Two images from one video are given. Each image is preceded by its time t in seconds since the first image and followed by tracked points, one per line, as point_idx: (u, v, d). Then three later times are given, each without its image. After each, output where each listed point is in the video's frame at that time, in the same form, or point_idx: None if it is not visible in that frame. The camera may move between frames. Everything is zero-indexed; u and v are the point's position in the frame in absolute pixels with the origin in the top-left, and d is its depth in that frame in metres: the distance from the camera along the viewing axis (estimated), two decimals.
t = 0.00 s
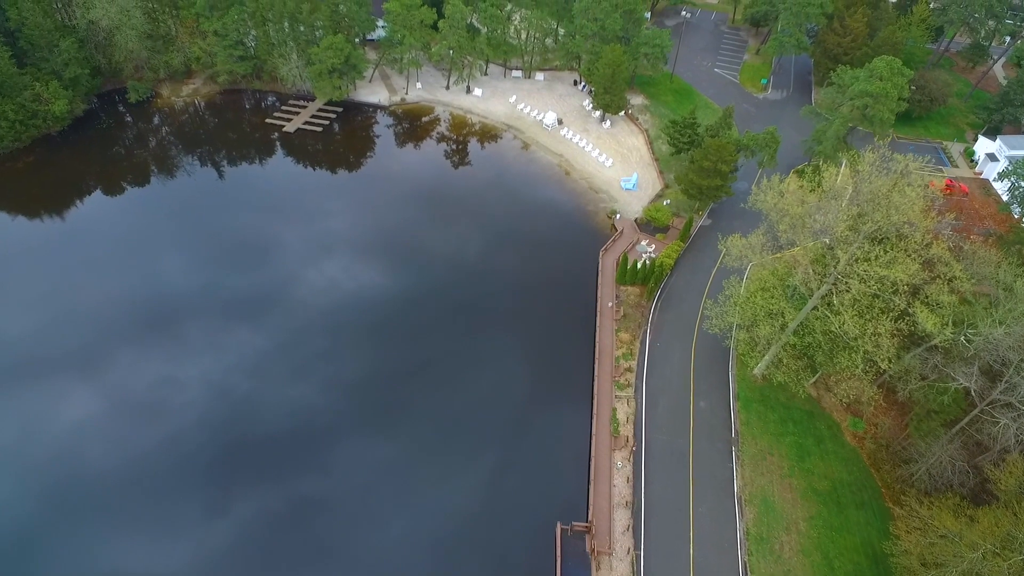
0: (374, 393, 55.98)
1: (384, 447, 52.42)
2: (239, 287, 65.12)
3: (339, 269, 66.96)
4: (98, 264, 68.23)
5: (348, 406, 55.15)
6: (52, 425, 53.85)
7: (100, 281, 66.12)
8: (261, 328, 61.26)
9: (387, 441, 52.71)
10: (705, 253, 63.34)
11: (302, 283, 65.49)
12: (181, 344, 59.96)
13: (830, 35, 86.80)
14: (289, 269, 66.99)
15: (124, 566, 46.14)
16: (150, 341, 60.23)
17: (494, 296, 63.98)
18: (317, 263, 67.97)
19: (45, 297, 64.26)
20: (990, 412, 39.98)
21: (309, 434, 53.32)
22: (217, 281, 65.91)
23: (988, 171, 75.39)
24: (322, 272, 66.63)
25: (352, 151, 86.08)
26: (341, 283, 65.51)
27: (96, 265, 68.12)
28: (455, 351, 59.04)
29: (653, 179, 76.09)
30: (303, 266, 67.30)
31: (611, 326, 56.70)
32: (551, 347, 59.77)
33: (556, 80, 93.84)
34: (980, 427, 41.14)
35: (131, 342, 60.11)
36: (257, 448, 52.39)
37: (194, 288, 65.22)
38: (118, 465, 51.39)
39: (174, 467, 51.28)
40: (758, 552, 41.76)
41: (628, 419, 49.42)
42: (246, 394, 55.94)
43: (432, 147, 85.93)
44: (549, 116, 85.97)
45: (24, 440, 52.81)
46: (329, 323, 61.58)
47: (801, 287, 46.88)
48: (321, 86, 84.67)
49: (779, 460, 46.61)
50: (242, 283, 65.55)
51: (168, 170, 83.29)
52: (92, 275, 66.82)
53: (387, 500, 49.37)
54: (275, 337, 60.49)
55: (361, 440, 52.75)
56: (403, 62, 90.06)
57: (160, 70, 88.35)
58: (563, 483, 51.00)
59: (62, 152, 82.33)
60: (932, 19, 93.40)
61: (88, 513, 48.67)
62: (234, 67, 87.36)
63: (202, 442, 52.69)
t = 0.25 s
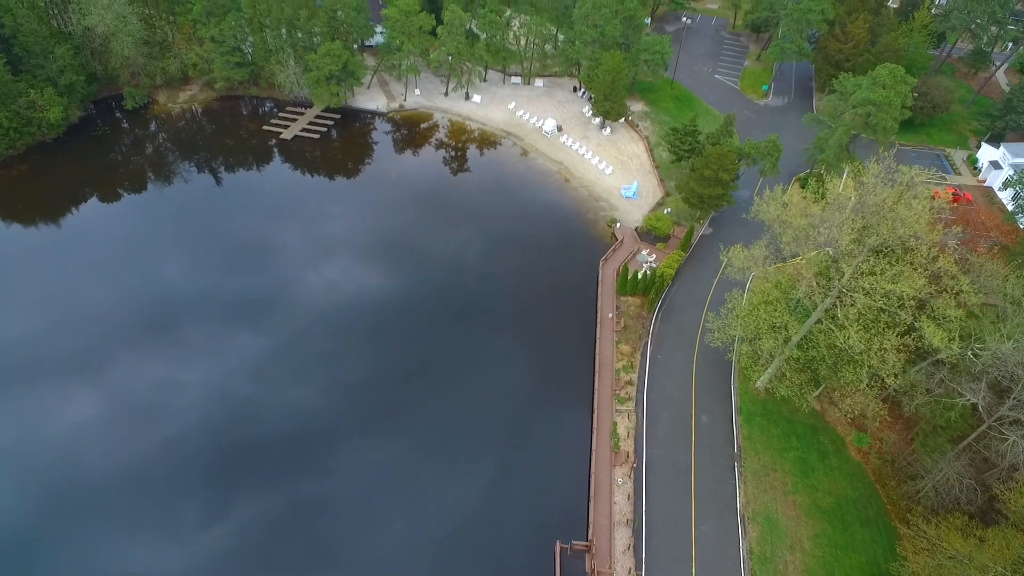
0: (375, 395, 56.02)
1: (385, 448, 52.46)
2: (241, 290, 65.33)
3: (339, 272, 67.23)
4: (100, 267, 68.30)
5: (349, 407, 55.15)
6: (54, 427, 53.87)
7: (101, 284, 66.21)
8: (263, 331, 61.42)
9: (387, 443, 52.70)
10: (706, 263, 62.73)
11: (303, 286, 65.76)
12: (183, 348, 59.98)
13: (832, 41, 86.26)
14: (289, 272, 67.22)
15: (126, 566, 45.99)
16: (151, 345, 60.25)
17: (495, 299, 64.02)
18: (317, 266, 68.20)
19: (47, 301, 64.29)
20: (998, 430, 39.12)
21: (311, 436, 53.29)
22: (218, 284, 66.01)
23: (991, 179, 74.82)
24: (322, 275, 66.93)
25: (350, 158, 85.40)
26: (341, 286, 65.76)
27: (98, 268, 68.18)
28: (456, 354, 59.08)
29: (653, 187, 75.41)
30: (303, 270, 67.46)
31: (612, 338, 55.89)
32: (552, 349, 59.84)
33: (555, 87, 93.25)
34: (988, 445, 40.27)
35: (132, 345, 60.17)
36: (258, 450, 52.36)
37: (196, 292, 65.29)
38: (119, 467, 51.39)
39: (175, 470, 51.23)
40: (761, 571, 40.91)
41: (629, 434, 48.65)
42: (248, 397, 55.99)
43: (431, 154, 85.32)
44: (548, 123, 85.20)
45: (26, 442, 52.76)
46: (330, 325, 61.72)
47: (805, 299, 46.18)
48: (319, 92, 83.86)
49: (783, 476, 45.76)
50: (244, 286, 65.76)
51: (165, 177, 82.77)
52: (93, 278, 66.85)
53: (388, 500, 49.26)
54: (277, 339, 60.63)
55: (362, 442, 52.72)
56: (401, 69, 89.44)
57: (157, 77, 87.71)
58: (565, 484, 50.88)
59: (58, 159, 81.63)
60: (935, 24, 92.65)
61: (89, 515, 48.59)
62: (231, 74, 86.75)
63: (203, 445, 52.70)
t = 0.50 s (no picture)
0: (375, 400, 55.80)
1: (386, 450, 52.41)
2: (242, 294, 65.25)
3: (340, 276, 67.19)
4: (101, 272, 68.30)
5: (349, 412, 54.97)
6: (54, 431, 53.70)
7: (102, 288, 66.19)
8: (263, 335, 61.31)
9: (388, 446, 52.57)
10: (708, 275, 61.90)
11: (303, 290, 65.62)
12: (183, 352, 59.79)
13: (833, 49, 85.58)
14: (290, 276, 67.26)
15: (126, 569, 45.95)
16: (151, 348, 60.10)
17: (497, 303, 63.76)
18: (316, 270, 68.07)
19: (47, 305, 64.22)
20: (1008, 452, 38.03)
21: (312, 440, 53.09)
22: (218, 289, 65.96)
23: (995, 189, 74.03)
24: (323, 279, 66.82)
25: (348, 166, 84.65)
26: (342, 290, 65.64)
27: (98, 272, 68.17)
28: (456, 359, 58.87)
29: (654, 197, 74.47)
30: (303, 274, 67.34)
31: (612, 352, 54.91)
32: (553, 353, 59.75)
33: (555, 95, 92.51)
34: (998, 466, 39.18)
35: (133, 349, 60.04)
36: (258, 454, 52.13)
37: (196, 296, 65.19)
38: (119, 471, 51.18)
39: (175, 475, 50.94)
40: None
41: (630, 452, 47.71)
42: (248, 400, 55.82)
43: (430, 162, 84.55)
44: (548, 132, 84.34)
45: (25, 447, 52.56)
46: (331, 330, 61.58)
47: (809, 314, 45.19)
48: (317, 101, 82.98)
49: (787, 496, 44.74)
50: (244, 290, 65.70)
51: (161, 186, 82.10)
52: (94, 283, 66.83)
53: (388, 504, 49.05)
54: (277, 343, 60.46)
55: (362, 446, 52.46)
56: (400, 77, 88.70)
57: (153, 85, 87.01)
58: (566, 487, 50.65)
59: (53, 168, 80.94)
60: (937, 32, 92.02)
61: (90, 518, 48.43)
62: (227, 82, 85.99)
63: (202, 449, 52.44)
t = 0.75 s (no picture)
0: (376, 403, 55.42)
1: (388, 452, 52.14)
2: (242, 296, 65.00)
3: (341, 279, 66.80)
4: (101, 275, 68.13)
5: (350, 416, 54.55)
6: (54, 434, 53.50)
7: (103, 291, 66.02)
8: (263, 338, 60.96)
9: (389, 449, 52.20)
10: (709, 286, 61.09)
11: (304, 293, 65.28)
12: (183, 355, 59.52)
13: (835, 57, 84.94)
14: (290, 279, 66.94)
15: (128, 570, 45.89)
16: (151, 352, 59.84)
17: (498, 305, 63.26)
18: (317, 273, 67.82)
19: (48, 309, 64.06)
20: (1019, 472, 37.04)
21: (311, 444, 52.66)
22: (218, 292, 65.69)
23: (1000, 198, 73.21)
24: (324, 282, 66.50)
25: (346, 174, 83.86)
26: (343, 293, 65.30)
27: (98, 276, 67.97)
28: (458, 361, 58.51)
29: (654, 206, 73.59)
30: (303, 277, 67.05)
31: (613, 366, 54.09)
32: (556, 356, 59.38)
33: (554, 102, 91.75)
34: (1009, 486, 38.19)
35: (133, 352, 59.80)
36: (258, 458, 51.78)
37: (197, 299, 64.90)
38: (120, 474, 50.96)
39: (175, 478, 50.68)
40: None
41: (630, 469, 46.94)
42: (248, 404, 55.47)
43: (428, 169, 83.78)
44: (547, 139, 83.54)
45: (25, 450, 52.36)
46: (332, 333, 61.18)
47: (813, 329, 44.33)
48: (314, 109, 82.27)
49: (791, 515, 43.84)
50: (244, 293, 65.44)
51: (157, 193, 81.39)
52: (94, 286, 66.66)
53: (389, 507, 48.68)
54: (278, 347, 60.11)
55: (363, 450, 52.06)
56: (398, 84, 87.94)
57: (149, 92, 86.30)
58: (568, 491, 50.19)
59: (48, 176, 80.27)
60: (938, 39, 91.59)
61: (90, 522, 48.23)
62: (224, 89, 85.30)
63: (202, 453, 52.12)
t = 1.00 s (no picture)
0: (378, 407, 55.39)
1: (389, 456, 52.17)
2: (243, 300, 65.02)
3: (342, 283, 66.90)
4: (102, 280, 68.20)
5: (351, 420, 54.51)
6: (54, 439, 53.44)
7: (103, 296, 66.09)
8: (265, 342, 60.96)
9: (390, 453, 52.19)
10: (711, 299, 60.12)
11: (305, 298, 65.31)
12: (184, 360, 59.49)
13: (837, 65, 84.17)
14: (291, 284, 66.81)
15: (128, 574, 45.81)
16: (151, 357, 59.83)
17: (499, 310, 63.22)
18: (319, 277, 67.87)
19: (49, 314, 64.17)
20: None
21: (312, 449, 52.60)
22: (219, 296, 65.61)
23: (1005, 208, 72.33)
24: (325, 286, 66.49)
25: (343, 183, 83.00)
26: (344, 297, 65.35)
27: (99, 281, 68.05)
28: (459, 365, 58.51)
29: (654, 217, 72.66)
30: (304, 282, 67.02)
31: (613, 382, 53.13)
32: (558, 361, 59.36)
33: (554, 110, 90.90)
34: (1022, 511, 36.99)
35: (133, 357, 59.82)
36: (258, 463, 51.70)
37: (197, 304, 64.83)
38: (120, 480, 50.89)
39: (176, 483, 50.62)
40: None
41: (631, 489, 45.98)
42: (249, 409, 55.44)
43: (426, 178, 82.95)
44: (547, 149, 82.66)
45: (25, 455, 52.30)
46: (333, 338, 61.15)
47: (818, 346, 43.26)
48: (311, 118, 81.40)
49: (797, 538, 42.79)
50: (245, 297, 65.43)
51: (153, 203, 80.62)
52: (95, 291, 66.74)
53: (390, 512, 48.65)
54: (278, 351, 60.11)
55: (364, 455, 52.05)
56: (396, 92, 87.05)
57: (145, 101, 85.50)
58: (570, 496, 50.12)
59: (42, 186, 79.46)
60: (941, 47, 90.89)
61: (90, 527, 48.20)
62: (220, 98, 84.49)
63: (202, 458, 52.03)
